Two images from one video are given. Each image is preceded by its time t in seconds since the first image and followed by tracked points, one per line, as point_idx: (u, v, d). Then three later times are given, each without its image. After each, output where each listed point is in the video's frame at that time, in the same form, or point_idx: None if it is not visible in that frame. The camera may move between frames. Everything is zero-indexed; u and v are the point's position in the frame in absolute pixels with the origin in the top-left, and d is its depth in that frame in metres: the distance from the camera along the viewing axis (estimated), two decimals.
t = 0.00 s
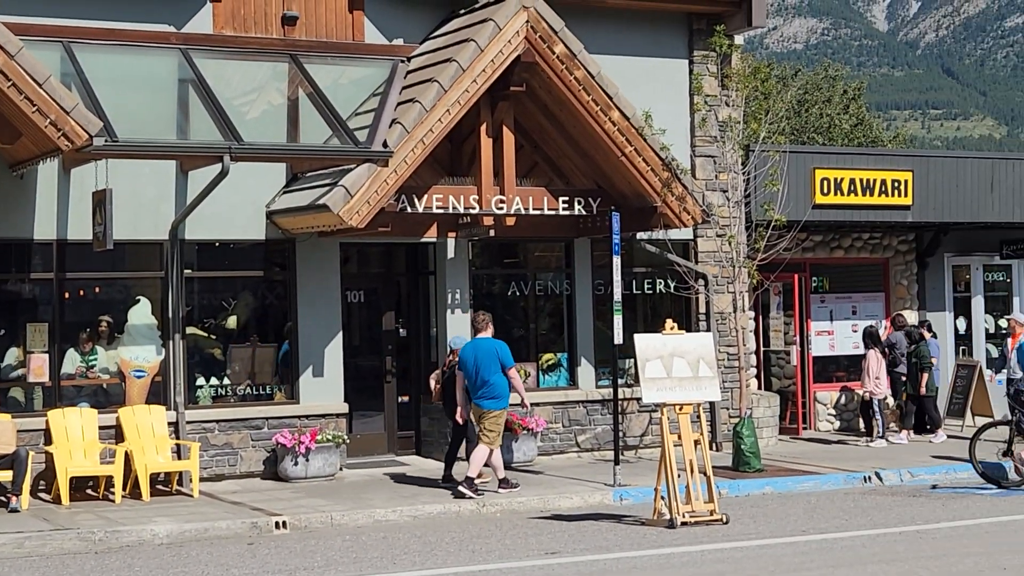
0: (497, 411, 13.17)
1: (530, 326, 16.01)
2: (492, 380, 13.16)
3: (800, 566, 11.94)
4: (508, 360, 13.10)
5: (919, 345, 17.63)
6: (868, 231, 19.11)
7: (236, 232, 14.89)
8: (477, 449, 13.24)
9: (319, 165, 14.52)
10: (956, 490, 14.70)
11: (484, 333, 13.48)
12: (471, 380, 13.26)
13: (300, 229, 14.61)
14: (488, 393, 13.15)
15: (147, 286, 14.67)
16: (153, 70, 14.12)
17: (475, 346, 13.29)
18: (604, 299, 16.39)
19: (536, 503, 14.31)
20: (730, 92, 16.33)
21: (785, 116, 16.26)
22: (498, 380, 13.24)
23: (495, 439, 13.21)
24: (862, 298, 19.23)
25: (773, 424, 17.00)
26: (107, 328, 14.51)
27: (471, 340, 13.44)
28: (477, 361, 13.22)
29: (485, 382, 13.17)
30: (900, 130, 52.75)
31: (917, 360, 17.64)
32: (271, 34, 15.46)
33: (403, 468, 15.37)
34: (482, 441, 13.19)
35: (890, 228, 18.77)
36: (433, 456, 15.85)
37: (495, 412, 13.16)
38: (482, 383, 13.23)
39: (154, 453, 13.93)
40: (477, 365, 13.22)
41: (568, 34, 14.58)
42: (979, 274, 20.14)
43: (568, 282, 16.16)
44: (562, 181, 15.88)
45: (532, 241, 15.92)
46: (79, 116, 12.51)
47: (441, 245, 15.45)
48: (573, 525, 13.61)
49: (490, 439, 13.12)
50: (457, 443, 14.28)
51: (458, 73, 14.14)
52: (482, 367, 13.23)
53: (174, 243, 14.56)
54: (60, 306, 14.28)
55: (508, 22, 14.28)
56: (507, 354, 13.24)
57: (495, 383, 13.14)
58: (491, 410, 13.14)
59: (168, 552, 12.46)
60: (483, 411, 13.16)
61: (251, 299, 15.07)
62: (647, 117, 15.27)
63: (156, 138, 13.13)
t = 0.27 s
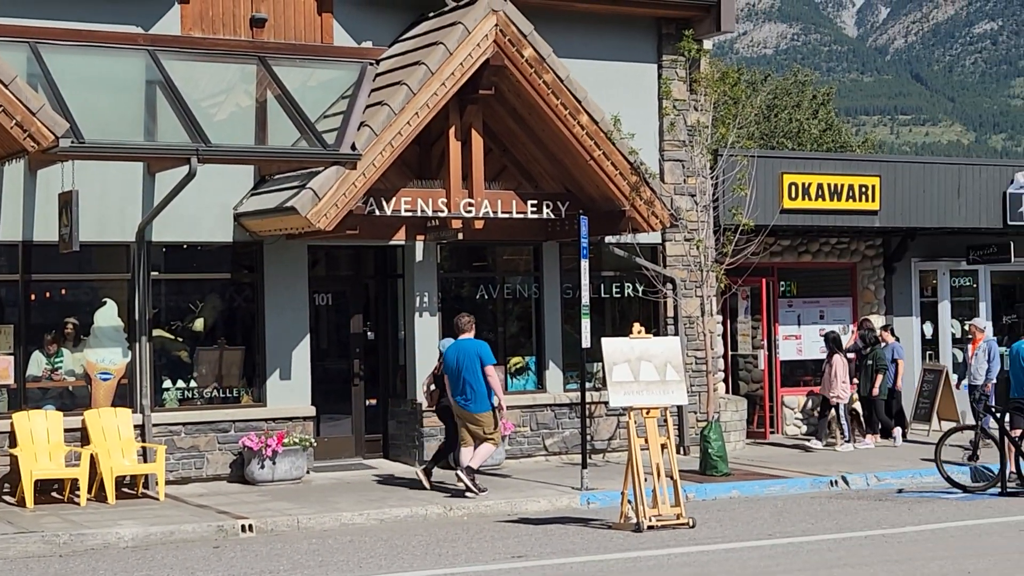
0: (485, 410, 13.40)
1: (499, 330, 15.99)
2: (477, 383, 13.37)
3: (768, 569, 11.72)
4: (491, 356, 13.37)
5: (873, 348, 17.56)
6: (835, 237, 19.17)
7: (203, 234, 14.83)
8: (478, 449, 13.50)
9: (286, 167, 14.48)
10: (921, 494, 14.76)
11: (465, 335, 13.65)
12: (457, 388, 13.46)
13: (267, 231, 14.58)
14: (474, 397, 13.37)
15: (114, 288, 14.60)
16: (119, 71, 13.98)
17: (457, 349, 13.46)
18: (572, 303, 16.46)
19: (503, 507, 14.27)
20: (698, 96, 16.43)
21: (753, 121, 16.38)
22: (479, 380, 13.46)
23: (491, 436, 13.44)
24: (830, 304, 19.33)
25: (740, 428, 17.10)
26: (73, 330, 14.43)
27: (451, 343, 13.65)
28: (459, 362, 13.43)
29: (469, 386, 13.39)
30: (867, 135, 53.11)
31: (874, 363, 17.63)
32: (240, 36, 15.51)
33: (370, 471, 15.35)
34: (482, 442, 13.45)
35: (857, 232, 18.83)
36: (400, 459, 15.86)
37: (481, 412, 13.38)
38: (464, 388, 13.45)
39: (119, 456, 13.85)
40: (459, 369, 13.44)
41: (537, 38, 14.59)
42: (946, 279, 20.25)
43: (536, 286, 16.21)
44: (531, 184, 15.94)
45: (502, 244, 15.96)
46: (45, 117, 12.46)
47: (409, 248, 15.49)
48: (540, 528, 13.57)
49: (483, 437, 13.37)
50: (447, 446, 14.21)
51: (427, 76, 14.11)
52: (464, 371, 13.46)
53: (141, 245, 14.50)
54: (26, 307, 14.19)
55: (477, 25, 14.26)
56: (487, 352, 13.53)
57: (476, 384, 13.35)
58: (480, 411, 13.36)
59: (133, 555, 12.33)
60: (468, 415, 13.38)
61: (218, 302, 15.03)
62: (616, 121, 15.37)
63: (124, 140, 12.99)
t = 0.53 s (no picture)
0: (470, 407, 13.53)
1: (467, 327, 16.08)
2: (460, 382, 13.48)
3: (731, 569, 11.50)
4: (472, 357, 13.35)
5: (833, 348, 17.65)
6: (804, 236, 19.31)
7: (171, 230, 14.78)
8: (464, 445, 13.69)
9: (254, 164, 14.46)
10: (887, 494, 14.82)
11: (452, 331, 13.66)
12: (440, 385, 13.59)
13: (235, 227, 14.56)
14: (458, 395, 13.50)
15: (81, 284, 14.52)
16: (87, 66, 13.88)
17: (444, 345, 13.56)
18: (540, 301, 16.51)
19: (470, 505, 14.23)
20: (668, 95, 16.50)
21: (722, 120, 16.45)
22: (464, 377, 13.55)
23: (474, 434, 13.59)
24: (798, 303, 19.40)
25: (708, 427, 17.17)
26: (39, 326, 14.32)
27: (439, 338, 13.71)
28: (443, 360, 13.51)
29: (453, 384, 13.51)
30: (837, 135, 53.31)
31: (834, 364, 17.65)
32: (208, 31, 15.44)
33: (338, 469, 15.33)
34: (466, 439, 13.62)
35: (825, 232, 18.96)
36: (368, 457, 15.86)
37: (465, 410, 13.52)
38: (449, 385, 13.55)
39: (85, 453, 13.73)
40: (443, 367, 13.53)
41: (508, 36, 14.59)
42: (913, 279, 20.49)
43: (505, 284, 16.25)
44: (501, 182, 15.97)
45: (470, 242, 16.02)
46: (10, 111, 12.48)
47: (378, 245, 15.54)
48: (506, 527, 13.51)
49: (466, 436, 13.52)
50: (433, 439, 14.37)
51: (397, 73, 14.05)
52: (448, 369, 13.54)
53: (108, 241, 14.47)
54: None
55: (447, 23, 14.20)
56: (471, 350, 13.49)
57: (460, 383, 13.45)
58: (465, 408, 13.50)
59: (97, 552, 12.18)
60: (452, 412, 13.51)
61: (186, 298, 15.00)
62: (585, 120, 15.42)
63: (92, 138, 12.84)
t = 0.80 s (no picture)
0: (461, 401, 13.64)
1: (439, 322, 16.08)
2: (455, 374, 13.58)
3: (698, 565, 11.38)
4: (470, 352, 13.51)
5: (794, 346, 17.46)
6: (777, 233, 19.38)
7: (142, 222, 14.71)
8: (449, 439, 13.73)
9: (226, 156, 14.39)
10: (858, 490, 14.86)
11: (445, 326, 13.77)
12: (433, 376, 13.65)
13: (206, 220, 14.49)
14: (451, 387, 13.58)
15: (51, 276, 14.41)
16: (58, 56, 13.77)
17: (438, 340, 13.64)
18: (513, 296, 16.52)
19: (441, 500, 14.18)
20: (642, 91, 16.54)
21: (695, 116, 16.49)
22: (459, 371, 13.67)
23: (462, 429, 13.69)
24: (770, 299, 19.52)
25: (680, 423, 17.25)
26: (8, 317, 14.19)
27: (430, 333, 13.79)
28: (438, 355, 13.60)
29: (446, 376, 13.59)
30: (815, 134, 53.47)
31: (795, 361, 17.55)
32: (181, 23, 15.31)
33: (308, 463, 15.29)
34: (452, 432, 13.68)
35: (798, 229, 19.02)
36: (339, 451, 15.83)
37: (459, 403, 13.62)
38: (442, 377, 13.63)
39: (54, 447, 13.59)
40: (438, 360, 13.61)
41: (481, 30, 14.56)
42: (885, 276, 20.61)
43: (477, 279, 16.26)
44: (473, 177, 15.99)
45: (443, 236, 16.03)
46: None
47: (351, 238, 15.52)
48: (478, 522, 13.47)
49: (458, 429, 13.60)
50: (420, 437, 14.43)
51: (370, 66, 13.99)
52: (442, 362, 13.62)
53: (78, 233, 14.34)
54: None
55: (420, 16, 14.17)
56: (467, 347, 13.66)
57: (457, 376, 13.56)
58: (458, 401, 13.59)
59: (65, 546, 12.06)
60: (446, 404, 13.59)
61: (157, 291, 14.92)
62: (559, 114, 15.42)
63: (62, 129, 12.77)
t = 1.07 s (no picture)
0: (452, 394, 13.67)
1: (415, 317, 16.05)
2: (448, 365, 13.62)
3: (674, 561, 11.44)
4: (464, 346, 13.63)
5: (760, 343, 17.54)
6: (751, 229, 19.45)
7: (115, 216, 14.61)
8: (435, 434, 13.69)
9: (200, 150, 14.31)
10: (831, 486, 14.93)
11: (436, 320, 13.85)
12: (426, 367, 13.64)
13: (179, 213, 14.41)
14: (444, 379, 13.61)
15: (23, 270, 14.28)
16: (31, 47, 13.69)
17: (431, 333, 13.68)
18: (488, 291, 16.50)
19: (416, 495, 14.15)
20: (617, 86, 16.56)
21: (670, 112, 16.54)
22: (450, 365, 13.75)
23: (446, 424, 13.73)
24: (744, 295, 19.55)
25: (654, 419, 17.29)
26: None
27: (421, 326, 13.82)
28: (431, 346, 13.64)
29: (439, 367, 13.61)
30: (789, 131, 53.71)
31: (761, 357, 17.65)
32: (155, 15, 15.22)
33: (282, 458, 15.24)
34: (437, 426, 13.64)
35: (773, 225, 19.08)
36: (313, 446, 15.79)
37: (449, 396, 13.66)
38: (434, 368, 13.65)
39: (26, 441, 13.45)
40: (432, 351, 13.64)
41: (458, 24, 14.53)
42: (859, 273, 20.74)
43: (452, 274, 16.23)
44: (449, 171, 15.98)
45: (418, 231, 15.99)
46: None
47: (325, 232, 15.47)
48: (453, 517, 13.45)
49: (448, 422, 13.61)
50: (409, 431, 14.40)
51: (346, 60, 13.95)
52: (435, 354, 13.66)
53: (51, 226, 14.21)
54: None
55: (396, 10, 14.13)
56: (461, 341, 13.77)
57: (451, 367, 13.63)
58: (448, 393, 13.62)
59: (38, 541, 11.95)
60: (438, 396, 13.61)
61: (130, 285, 14.82)
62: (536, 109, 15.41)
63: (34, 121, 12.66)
